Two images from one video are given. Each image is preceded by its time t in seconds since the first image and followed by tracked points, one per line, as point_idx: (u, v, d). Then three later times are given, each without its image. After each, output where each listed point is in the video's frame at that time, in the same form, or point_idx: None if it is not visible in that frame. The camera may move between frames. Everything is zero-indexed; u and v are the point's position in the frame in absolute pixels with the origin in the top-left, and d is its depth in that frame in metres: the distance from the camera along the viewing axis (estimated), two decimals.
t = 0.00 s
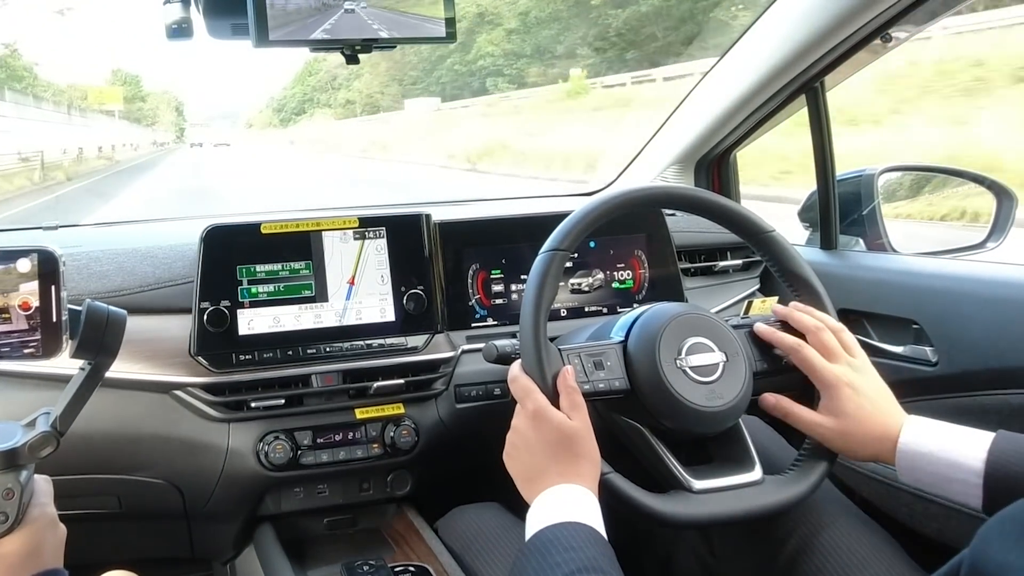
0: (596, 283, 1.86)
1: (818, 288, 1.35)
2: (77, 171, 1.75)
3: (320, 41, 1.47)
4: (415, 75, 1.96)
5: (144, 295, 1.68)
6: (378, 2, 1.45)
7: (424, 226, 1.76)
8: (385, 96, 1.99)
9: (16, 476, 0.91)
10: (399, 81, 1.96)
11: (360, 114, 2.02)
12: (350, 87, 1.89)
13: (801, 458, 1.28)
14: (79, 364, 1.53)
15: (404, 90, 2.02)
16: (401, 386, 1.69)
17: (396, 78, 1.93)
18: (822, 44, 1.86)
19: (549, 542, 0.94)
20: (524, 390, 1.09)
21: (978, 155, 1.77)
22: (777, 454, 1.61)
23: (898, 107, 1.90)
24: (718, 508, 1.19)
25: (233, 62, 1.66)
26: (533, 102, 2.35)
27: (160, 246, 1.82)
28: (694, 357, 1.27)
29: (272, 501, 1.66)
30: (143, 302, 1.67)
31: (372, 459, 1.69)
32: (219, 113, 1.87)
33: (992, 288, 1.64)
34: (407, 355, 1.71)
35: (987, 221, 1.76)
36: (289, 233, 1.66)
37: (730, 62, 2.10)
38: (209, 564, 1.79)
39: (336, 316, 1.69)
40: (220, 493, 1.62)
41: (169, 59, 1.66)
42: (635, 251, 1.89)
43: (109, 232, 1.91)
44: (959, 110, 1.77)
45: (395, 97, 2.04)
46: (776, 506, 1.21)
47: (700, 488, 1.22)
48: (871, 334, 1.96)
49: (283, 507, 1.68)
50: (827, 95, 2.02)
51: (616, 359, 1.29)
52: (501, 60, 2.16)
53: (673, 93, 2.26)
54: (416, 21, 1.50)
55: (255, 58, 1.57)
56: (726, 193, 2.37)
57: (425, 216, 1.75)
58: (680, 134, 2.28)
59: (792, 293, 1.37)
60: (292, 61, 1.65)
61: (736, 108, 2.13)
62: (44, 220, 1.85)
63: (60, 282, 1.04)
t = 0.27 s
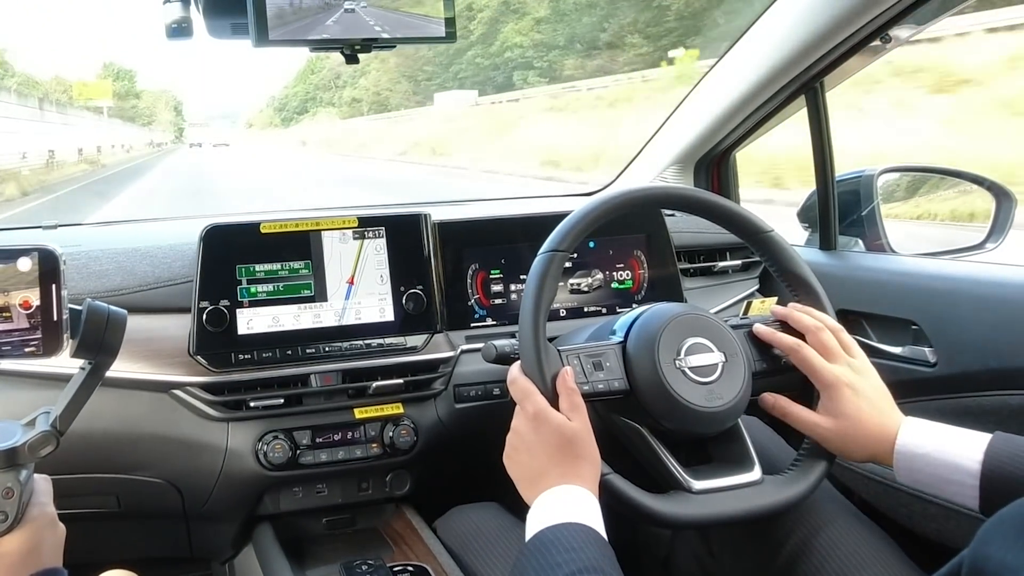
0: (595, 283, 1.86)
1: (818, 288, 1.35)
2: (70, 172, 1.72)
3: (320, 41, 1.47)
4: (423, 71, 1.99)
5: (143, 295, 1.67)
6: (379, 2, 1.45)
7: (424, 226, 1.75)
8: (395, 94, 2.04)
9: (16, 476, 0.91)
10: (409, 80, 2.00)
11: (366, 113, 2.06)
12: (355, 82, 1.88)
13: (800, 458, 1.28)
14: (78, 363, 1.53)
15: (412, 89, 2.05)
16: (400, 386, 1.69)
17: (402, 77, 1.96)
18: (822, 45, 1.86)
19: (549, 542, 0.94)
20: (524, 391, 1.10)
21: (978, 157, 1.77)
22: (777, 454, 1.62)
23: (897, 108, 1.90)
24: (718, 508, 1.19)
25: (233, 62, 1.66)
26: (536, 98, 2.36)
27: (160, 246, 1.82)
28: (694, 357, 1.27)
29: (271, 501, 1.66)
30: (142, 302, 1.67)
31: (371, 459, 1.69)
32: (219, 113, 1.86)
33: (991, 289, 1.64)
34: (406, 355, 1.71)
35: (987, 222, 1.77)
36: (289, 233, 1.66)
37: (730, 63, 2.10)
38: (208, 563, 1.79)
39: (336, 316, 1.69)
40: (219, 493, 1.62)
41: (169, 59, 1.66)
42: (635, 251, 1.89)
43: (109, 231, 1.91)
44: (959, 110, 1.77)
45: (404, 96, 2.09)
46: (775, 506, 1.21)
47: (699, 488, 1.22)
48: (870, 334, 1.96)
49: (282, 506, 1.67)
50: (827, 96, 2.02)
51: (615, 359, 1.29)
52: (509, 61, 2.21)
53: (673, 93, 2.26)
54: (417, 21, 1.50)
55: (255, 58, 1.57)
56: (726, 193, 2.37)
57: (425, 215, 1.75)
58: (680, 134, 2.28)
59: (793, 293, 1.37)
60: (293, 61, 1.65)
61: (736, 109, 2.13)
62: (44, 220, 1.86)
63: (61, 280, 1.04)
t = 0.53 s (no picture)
0: (595, 285, 1.86)
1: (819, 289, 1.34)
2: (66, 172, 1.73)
3: (320, 44, 1.48)
4: (426, 71, 2.01)
5: (141, 297, 1.66)
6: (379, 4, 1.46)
7: (424, 227, 1.75)
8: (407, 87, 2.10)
9: (16, 476, 0.91)
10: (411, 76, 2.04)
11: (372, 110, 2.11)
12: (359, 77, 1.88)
13: (801, 460, 1.28)
14: (78, 365, 1.53)
15: (423, 84, 2.13)
16: (401, 388, 1.69)
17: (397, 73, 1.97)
18: (822, 46, 1.86)
19: (548, 545, 0.94)
20: (524, 393, 1.09)
21: (978, 157, 1.77)
22: (777, 456, 1.61)
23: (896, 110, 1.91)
24: (718, 510, 1.19)
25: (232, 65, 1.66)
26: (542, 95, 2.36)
27: (160, 247, 1.82)
28: (694, 359, 1.27)
29: (271, 503, 1.66)
30: (141, 304, 1.66)
31: (371, 461, 1.69)
32: (219, 112, 1.86)
33: (991, 290, 1.64)
34: (407, 357, 1.71)
35: (986, 224, 1.77)
36: (289, 235, 1.67)
37: (728, 64, 2.10)
38: (208, 565, 1.79)
39: (336, 318, 1.68)
40: (219, 495, 1.61)
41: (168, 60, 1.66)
42: (635, 253, 1.89)
43: (109, 232, 1.91)
44: (959, 111, 1.77)
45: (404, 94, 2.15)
46: (775, 508, 1.21)
47: (700, 490, 1.22)
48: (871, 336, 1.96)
49: (281, 509, 1.67)
50: (826, 97, 2.02)
51: (615, 360, 1.28)
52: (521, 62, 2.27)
53: (673, 94, 2.27)
54: (416, 24, 1.50)
55: (255, 60, 1.57)
56: (726, 195, 2.37)
57: (424, 217, 1.75)
58: (679, 136, 2.28)
59: (794, 295, 1.37)
60: (292, 63, 1.65)
61: (735, 110, 2.14)
62: (45, 222, 1.85)
63: (60, 280, 1.04)
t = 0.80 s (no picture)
0: (595, 283, 1.86)
1: (818, 287, 1.34)
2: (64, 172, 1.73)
3: (320, 40, 1.47)
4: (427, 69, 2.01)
5: (143, 295, 1.68)
6: (379, 2, 1.45)
7: (424, 225, 1.75)
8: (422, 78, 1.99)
9: (19, 477, 0.91)
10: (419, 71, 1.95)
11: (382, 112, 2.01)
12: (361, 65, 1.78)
13: (800, 457, 1.28)
14: (78, 364, 1.53)
15: (438, 79, 2.03)
16: (400, 386, 1.69)
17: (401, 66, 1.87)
18: (822, 44, 1.85)
19: (547, 530, 0.95)
20: (516, 372, 1.09)
21: (978, 155, 1.77)
22: (776, 453, 1.62)
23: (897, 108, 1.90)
24: (717, 507, 1.20)
25: (232, 62, 1.65)
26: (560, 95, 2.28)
27: (160, 245, 1.82)
28: (694, 356, 1.27)
29: (271, 501, 1.66)
30: (142, 302, 1.67)
31: (371, 458, 1.69)
32: (219, 111, 1.85)
33: (991, 288, 1.65)
34: (407, 355, 1.71)
35: (987, 221, 1.77)
36: (289, 233, 1.66)
37: (728, 62, 2.09)
38: (208, 563, 1.79)
39: (336, 315, 1.69)
40: (219, 493, 1.62)
41: (167, 59, 1.66)
42: (635, 251, 1.90)
43: (108, 232, 1.91)
44: (959, 109, 1.77)
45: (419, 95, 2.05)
46: (774, 505, 1.21)
47: (699, 488, 1.22)
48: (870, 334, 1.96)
49: (281, 506, 1.68)
50: (826, 96, 2.03)
51: (615, 358, 1.29)
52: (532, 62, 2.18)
53: (673, 93, 2.26)
54: (416, 21, 1.49)
55: (255, 58, 1.57)
56: (726, 192, 2.37)
57: (424, 215, 1.75)
58: (680, 134, 2.27)
59: (793, 293, 1.37)
60: (292, 60, 1.65)
61: (736, 108, 2.13)
62: (44, 220, 1.87)
63: (64, 282, 1.04)
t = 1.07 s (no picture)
0: (595, 283, 1.86)
1: (818, 287, 1.34)
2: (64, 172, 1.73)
3: (320, 41, 1.48)
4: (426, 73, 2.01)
5: (141, 295, 1.67)
6: (379, 2, 1.45)
7: (424, 226, 1.75)
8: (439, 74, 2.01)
9: (16, 476, 0.91)
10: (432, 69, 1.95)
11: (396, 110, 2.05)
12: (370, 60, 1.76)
13: (801, 458, 1.28)
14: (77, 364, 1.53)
15: (444, 81, 2.03)
16: (400, 386, 1.69)
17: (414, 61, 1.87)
18: (823, 45, 1.85)
19: (560, 487, 0.94)
20: (510, 328, 1.07)
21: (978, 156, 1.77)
22: (777, 454, 1.62)
23: (897, 109, 1.90)
24: (717, 508, 1.20)
25: (232, 64, 1.66)
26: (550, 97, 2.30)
27: (159, 246, 1.82)
28: (694, 357, 1.27)
29: (271, 501, 1.67)
30: (143, 302, 1.66)
31: (371, 459, 1.69)
32: (220, 112, 1.85)
33: (991, 289, 1.64)
34: (407, 355, 1.70)
35: (987, 221, 1.77)
36: (289, 233, 1.66)
37: (728, 63, 2.09)
38: (208, 564, 1.79)
39: (336, 316, 1.69)
40: (219, 493, 1.62)
41: (167, 61, 1.66)
42: (635, 251, 1.89)
43: (109, 231, 1.91)
44: (959, 110, 1.77)
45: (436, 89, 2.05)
46: (775, 506, 1.21)
47: (699, 488, 1.22)
48: (871, 335, 1.96)
49: (282, 506, 1.68)
50: (826, 96, 2.02)
51: (615, 359, 1.29)
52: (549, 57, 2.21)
53: (673, 94, 2.26)
54: (416, 21, 1.50)
55: (255, 58, 1.57)
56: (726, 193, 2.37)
57: (425, 215, 1.75)
58: (680, 135, 2.27)
59: (793, 292, 1.37)
60: (292, 61, 1.65)
61: (736, 109, 2.13)
62: (44, 220, 1.86)
63: (58, 282, 1.04)
